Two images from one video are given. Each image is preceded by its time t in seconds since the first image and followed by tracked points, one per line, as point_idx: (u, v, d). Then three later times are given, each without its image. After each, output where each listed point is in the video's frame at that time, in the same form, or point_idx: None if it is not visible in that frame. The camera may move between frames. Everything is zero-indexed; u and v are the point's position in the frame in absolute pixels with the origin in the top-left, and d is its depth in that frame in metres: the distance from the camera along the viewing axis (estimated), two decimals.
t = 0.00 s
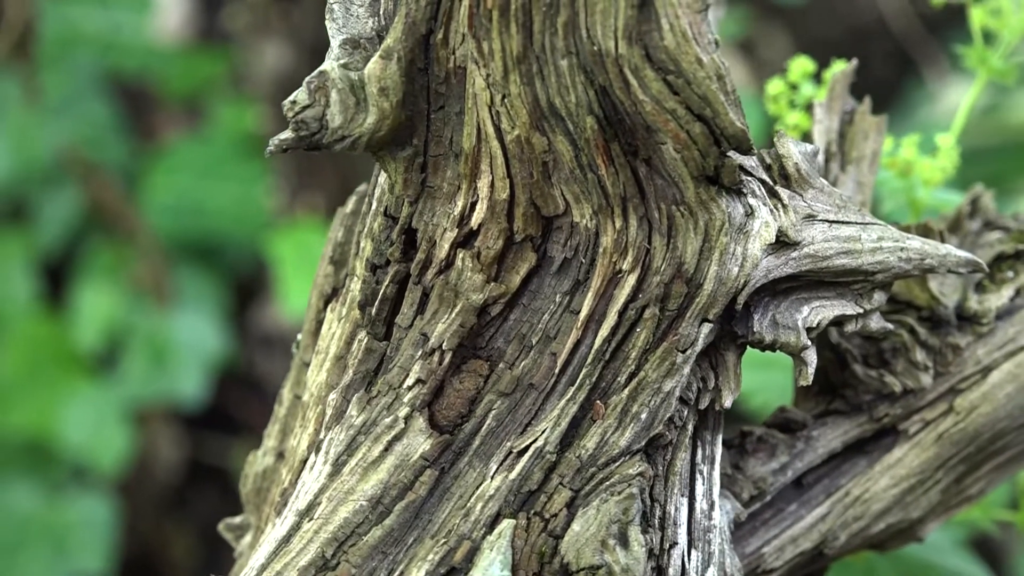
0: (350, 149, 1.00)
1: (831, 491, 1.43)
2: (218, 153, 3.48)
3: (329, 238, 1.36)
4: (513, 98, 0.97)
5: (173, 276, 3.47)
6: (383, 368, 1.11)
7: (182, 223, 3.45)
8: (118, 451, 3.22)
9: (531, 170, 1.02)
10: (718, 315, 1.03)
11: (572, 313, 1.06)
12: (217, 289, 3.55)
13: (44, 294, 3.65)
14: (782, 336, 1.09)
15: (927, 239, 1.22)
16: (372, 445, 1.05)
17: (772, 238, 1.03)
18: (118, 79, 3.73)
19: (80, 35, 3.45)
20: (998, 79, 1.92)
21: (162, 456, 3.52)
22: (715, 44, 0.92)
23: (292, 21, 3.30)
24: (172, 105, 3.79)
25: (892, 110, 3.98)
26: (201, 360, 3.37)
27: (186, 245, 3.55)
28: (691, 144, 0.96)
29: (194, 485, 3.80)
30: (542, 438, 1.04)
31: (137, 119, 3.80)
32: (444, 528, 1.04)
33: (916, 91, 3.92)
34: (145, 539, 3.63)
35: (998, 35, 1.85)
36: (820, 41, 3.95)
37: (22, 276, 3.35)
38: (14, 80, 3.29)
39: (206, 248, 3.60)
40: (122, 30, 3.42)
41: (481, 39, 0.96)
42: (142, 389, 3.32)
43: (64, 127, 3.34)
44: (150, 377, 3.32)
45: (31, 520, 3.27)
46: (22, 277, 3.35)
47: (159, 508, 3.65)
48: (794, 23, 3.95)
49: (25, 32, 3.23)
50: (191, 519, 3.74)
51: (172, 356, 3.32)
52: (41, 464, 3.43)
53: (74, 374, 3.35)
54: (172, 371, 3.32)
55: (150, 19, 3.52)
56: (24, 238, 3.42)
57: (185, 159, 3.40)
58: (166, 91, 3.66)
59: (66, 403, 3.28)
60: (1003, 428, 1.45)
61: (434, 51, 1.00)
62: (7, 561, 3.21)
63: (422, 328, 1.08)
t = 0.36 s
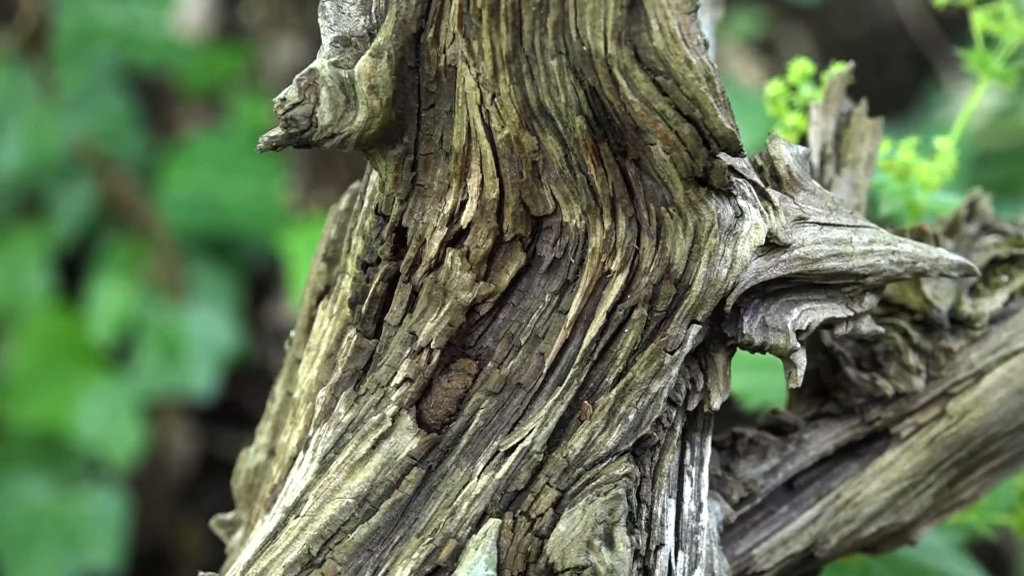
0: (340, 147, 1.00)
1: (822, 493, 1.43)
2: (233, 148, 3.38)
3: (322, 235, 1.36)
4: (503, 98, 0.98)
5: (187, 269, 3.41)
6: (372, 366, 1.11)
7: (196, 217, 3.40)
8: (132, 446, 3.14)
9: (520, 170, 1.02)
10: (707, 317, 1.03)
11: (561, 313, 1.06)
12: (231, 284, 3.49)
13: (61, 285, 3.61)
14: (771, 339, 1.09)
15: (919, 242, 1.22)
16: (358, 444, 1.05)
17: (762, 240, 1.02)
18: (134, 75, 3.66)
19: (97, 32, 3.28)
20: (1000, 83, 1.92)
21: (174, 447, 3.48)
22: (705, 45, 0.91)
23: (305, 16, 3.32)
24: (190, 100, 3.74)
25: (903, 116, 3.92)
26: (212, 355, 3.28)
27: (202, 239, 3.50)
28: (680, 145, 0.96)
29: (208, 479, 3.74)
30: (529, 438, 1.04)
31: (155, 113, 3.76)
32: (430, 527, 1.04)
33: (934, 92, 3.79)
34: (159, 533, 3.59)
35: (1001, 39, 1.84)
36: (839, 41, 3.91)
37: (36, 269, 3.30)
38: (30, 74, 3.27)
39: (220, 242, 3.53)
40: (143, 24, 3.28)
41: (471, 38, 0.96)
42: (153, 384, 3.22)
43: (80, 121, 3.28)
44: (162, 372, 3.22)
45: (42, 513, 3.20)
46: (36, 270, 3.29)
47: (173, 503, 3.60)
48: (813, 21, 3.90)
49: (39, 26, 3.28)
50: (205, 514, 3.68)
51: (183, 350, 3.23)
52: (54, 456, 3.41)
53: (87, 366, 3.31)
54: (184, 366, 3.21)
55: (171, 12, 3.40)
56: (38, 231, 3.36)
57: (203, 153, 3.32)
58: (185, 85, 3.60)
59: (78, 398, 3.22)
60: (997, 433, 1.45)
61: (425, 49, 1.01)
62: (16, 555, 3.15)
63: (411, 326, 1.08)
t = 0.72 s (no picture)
0: (332, 144, 1.01)
1: (815, 496, 1.43)
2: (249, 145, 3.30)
3: (317, 232, 1.36)
4: (494, 97, 0.98)
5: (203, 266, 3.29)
6: (363, 364, 1.11)
7: (216, 213, 3.27)
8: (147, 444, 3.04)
9: (511, 169, 1.02)
10: (697, 318, 1.03)
11: (551, 312, 1.06)
12: (250, 280, 3.35)
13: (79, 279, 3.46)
14: (762, 340, 1.10)
15: (913, 246, 1.22)
16: (346, 441, 1.05)
17: (754, 241, 1.02)
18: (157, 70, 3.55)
19: (115, 22, 3.16)
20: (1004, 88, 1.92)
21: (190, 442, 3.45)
22: (695, 46, 0.91)
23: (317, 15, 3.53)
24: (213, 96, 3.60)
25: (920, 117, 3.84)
26: (226, 350, 3.16)
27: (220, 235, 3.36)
28: (671, 146, 0.96)
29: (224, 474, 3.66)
30: (518, 437, 1.03)
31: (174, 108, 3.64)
32: (417, 525, 1.04)
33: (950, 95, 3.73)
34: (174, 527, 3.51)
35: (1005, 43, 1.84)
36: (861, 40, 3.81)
37: (51, 264, 3.18)
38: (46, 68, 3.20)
39: (240, 237, 3.39)
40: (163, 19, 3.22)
41: (462, 37, 0.96)
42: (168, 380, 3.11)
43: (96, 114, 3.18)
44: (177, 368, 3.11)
45: (57, 505, 3.11)
46: (51, 264, 3.18)
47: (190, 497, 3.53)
48: (834, 21, 3.81)
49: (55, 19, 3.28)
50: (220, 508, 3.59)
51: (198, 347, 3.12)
52: (69, 449, 3.25)
53: (102, 360, 3.17)
54: (200, 361, 3.10)
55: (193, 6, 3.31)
56: (54, 225, 3.25)
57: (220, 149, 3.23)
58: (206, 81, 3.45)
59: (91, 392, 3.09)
60: (990, 437, 1.45)
61: (417, 48, 1.01)
62: (32, 552, 3.09)
63: (401, 324, 1.08)
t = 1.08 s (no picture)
0: (323, 141, 1.01)
1: (807, 497, 1.42)
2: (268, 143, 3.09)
3: (312, 229, 1.36)
4: (485, 96, 0.98)
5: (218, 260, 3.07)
6: (353, 361, 1.11)
7: (234, 208, 3.05)
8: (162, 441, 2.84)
9: (502, 168, 1.02)
10: (686, 319, 1.03)
11: (541, 311, 1.06)
12: (267, 277, 3.10)
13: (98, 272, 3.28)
14: (751, 341, 1.09)
15: (905, 249, 1.22)
16: (335, 438, 1.05)
17: (744, 243, 1.03)
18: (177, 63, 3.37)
19: (133, 16, 3.04)
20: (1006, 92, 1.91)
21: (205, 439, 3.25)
22: (685, 47, 0.92)
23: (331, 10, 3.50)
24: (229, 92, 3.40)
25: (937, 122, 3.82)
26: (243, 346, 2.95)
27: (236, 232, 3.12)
28: (661, 147, 0.96)
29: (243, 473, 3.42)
30: (506, 436, 1.03)
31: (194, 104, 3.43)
32: (404, 523, 1.04)
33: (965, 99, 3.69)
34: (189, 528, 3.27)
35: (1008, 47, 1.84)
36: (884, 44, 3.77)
37: (67, 254, 3.03)
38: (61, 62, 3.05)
39: (256, 232, 3.13)
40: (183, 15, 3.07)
41: (453, 36, 0.96)
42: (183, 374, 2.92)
43: (112, 108, 3.05)
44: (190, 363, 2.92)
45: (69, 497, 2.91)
46: (68, 254, 3.02)
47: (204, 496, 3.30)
48: (858, 22, 3.75)
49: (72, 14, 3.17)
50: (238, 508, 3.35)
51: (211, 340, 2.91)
52: (85, 442, 3.03)
53: (118, 355, 2.98)
54: (212, 356, 2.91)
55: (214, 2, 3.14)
56: (70, 216, 3.09)
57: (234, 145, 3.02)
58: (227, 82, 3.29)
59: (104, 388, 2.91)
60: (983, 441, 1.44)
61: (408, 47, 1.01)
62: (47, 548, 2.91)
63: (391, 322, 1.08)
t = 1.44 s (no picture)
0: (314, 138, 1.01)
1: (798, 498, 1.42)
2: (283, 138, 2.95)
3: (306, 225, 1.36)
4: (476, 94, 0.98)
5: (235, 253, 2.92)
6: (343, 357, 1.11)
7: (254, 206, 2.91)
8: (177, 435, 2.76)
9: (493, 166, 1.02)
10: (675, 319, 1.03)
11: (531, 310, 1.06)
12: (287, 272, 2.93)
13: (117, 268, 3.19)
14: (741, 342, 1.10)
15: (898, 251, 1.22)
16: (323, 434, 1.05)
17: (734, 243, 1.03)
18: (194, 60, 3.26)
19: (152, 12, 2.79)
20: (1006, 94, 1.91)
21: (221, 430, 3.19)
22: (676, 47, 0.92)
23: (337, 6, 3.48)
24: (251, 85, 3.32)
25: (958, 126, 3.73)
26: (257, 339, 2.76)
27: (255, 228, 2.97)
28: (651, 146, 0.96)
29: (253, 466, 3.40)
30: (494, 434, 1.03)
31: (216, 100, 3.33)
32: (392, 519, 1.03)
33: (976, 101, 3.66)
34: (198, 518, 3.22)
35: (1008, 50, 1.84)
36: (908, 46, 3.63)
37: (83, 247, 2.91)
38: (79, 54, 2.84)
39: (273, 229, 2.96)
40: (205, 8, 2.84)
41: (445, 34, 0.97)
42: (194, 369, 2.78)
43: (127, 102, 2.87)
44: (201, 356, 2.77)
45: (82, 490, 2.85)
46: (85, 247, 2.91)
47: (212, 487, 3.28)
48: (880, 23, 3.67)
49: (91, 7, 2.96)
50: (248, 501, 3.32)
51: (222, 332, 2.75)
52: (99, 435, 2.99)
53: (133, 348, 2.93)
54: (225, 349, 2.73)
55: None
56: (87, 209, 2.96)
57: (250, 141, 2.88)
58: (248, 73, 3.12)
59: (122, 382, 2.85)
60: (976, 444, 1.44)
61: (400, 44, 1.02)
62: (60, 538, 2.87)
63: (381, 319, 1.08)
